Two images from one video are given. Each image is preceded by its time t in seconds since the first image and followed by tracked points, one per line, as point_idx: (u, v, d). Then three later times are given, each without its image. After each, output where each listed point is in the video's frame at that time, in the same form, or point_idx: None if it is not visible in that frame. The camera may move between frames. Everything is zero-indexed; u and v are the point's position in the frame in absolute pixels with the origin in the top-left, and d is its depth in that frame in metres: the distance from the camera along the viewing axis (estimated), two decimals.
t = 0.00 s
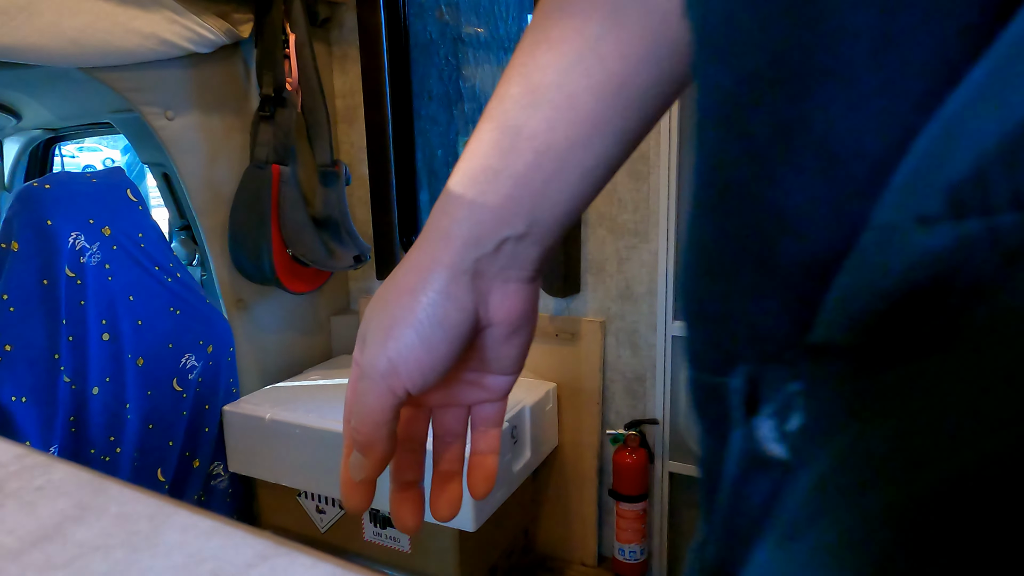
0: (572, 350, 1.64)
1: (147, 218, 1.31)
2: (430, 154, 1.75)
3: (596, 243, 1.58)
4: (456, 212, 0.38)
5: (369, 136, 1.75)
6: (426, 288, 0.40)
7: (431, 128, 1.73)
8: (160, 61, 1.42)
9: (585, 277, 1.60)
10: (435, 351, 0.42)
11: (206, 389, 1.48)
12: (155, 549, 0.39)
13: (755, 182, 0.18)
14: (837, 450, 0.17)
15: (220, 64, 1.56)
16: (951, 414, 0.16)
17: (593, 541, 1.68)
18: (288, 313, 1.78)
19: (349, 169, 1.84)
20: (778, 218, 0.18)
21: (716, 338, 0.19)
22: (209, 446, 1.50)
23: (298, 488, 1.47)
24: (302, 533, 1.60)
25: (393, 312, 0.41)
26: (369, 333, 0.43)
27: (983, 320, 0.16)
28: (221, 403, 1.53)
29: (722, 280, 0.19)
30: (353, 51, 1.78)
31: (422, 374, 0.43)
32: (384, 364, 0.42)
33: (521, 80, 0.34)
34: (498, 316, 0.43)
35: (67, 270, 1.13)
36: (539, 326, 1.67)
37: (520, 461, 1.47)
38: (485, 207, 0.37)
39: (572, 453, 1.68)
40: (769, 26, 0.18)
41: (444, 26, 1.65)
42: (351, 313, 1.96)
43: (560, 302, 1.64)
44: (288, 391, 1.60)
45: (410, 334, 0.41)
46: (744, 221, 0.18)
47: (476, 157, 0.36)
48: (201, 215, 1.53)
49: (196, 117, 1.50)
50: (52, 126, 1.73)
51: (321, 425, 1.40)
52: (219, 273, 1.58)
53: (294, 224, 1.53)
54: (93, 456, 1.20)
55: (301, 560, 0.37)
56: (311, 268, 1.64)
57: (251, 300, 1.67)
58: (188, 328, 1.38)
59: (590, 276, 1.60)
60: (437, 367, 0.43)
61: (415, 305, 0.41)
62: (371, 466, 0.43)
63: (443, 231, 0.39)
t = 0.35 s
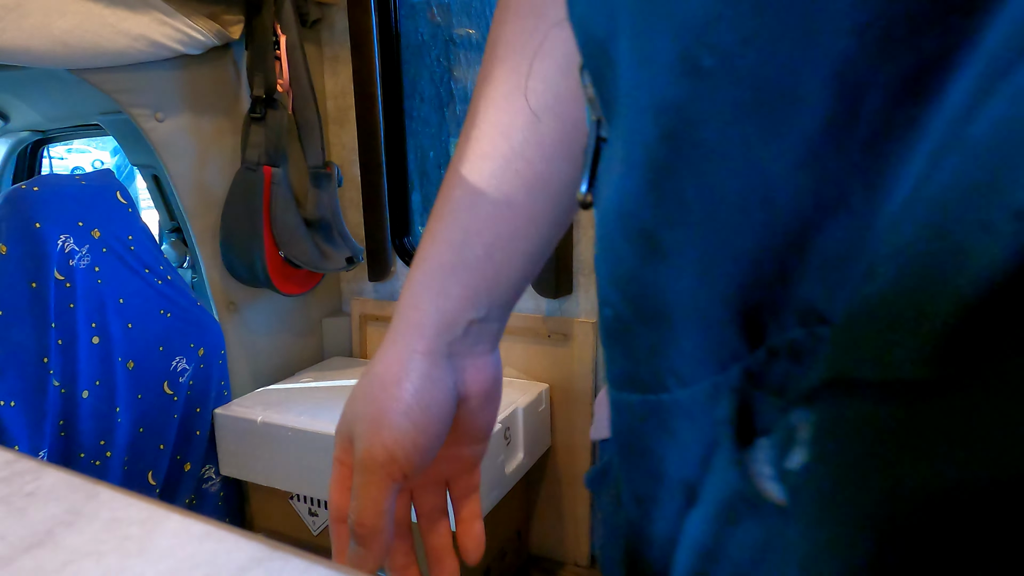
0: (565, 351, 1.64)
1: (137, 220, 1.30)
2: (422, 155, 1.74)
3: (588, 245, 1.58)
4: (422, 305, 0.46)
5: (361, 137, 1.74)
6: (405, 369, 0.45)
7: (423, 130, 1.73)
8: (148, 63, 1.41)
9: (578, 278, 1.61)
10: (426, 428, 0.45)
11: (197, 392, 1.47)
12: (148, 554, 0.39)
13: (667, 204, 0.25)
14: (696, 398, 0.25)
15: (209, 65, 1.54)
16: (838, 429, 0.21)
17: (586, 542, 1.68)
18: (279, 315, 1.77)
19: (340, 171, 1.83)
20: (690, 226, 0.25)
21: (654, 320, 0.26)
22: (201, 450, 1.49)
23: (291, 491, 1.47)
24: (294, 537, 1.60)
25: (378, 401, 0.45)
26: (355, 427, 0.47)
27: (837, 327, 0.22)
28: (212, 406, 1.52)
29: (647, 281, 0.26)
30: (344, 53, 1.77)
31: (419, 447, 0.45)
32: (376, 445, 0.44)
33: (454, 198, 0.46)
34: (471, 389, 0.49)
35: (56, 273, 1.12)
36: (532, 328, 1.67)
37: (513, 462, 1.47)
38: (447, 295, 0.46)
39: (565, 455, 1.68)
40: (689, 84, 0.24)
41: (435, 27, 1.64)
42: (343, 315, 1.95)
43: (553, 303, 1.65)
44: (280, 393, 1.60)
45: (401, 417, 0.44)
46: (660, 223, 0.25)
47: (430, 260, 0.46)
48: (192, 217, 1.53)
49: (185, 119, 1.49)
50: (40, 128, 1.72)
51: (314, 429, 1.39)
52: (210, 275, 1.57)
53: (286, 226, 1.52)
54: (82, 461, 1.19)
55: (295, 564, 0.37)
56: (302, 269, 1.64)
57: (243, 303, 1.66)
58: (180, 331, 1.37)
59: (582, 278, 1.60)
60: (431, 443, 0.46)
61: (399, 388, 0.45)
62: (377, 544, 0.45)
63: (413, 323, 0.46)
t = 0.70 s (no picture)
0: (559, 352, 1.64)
1: (128, 221, 1.29)
2: (415, 156, 1.74)
3: (581, 246, 1.58)
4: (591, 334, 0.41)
5: (353, 139, 1.74)
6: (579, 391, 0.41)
7: (415, 131, 1.73)
8: (140, 64, 1.40)
9: (571, 279, 1.61)
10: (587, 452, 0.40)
11: (189, 395, 1.46)
12: (139, 559, 0.38)
13: (783, 182, 0.28)
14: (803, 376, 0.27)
15: (201, 66, 1.54)
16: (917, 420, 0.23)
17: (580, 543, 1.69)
18: (272, 317, 1.77)
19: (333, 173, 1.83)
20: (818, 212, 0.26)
21: (784, 296, 0.27)
22: (193, 453, 1.48)
23: (284, 494, 1.47)
24: (287, 539, 1.59)
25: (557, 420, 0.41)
26: (527, 446, 0.43)
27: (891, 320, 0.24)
28: (204, 409, 1.51)
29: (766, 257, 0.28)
30: (336, 54, 1.77)
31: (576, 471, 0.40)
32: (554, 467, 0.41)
33: (641, 218, 0.39)
34: (640, 412, 0.39)
35: (46, 275, 1.11)
36: (526, 329, 1.67)
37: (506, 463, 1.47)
38: (622, 317, 0.40)
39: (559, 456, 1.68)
40: (783, 75, 0.28)
41: (427, 28, 1.64)
42: (335, 317, 1.95)
43: (546, 305, 1.65)
44: (273, 395, 1.59)
45: (574, 433, 0.41)
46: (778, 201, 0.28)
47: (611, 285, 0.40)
48: (184, 219, 1.52)
49: (176, 120, 1.49)
50: (30, 129, 1.71)
51: (307, 431, 1.39)
52: (202, 277, 1.56)
53: (278, 226, 1.52)
54: (72, 464, 1.18)
55: (288, 567, 0.37)
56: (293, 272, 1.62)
57: (235, 305, 1.65)
58: (172, 333, 1.36)
59: (575, 279, 1.61)
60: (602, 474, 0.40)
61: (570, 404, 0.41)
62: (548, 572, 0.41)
63: (586, 346, 0.41)
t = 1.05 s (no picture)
0: (555, 352, 1.64)
1: (122, 223, 1.28)
2: (411, 157, 1.74)
3: (577, 246, 1.58)
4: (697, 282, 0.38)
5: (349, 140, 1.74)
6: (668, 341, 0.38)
7: (411, 131, 1.72)
8: (133, 64, 1.40)
9: (567, 279, 1.61)
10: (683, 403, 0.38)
11: (184, 396, 1.45)
12: (134, 561, 0.38)
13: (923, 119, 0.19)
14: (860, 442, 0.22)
15: (195, 66, 1.53)
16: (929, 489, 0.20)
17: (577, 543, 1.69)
18: (268, 319, 1.76)
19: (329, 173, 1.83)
20: (968, 162, 0.19)
21: (913, 231, 0.19)
22: (188, 454, 1.48)
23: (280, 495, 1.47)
24: (283, 541, 1.58)
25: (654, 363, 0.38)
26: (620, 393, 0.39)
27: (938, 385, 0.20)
28: (200, 410, 1.50)
29: (893, 194, 0.20)
30: (331, 54, 1.77)
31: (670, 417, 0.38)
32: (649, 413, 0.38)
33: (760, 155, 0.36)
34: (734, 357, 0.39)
35: (40, 277, 1.11)
36: (522, 329, 1.67)
37: (503, 464, 1.48)
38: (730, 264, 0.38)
39: (555, 456, 1.68)
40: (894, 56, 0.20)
41: (422, 28, 1.64)
42: (331, 318, 1.95)
43: (542, 305, 1.65)
44: (269, 397, 1.59)
45: (679, 374, 0.38)
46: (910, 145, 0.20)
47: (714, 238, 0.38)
48: (179, 220, 1.51)
49: (170, 120, 1.48)
50: (23, 130, 1.70)
51: (303, 432, 1.38)
52: (197, 278, 1.56)
53: (273, 226, 1.52)
54: (67, 466, 1.18)
55: (284, 568, 0.37)
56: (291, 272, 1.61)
57: (230, 306, 1.65)
58: (166, 335, 1.36)
59: (571, 279, 1.61)
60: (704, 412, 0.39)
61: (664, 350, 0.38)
62: (653, 511, 0.37)
63: (690, 289, 0.39)
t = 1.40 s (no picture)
0: (553, 353, 1.64)
1: (120, 223, 1.28)
2: (409, 157, 1.74)
3: (575, 246, 1.58)
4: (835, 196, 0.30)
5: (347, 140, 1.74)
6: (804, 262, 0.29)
7: (409, 131, 1.72)
8: (130, 65, 1.40)
9: (565, 279, 1.61)
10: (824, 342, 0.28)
11: (182, 397, 1.45)
12: (132, 563, 0.38)
13: None
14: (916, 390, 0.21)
15: (192, 66, 1.53)
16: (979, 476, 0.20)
17: (576, 542, 1.69)
18: (266, 319, 1.76)
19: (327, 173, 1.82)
20: None
21: None
22: (186, 455, 1.48)
23: (279, 496, 1.46)
24: (281, 542, 1.58)
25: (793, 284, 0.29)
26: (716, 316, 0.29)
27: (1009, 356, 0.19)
28: (198, 411, 1.49)
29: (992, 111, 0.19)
30: (329, 55, 1.77)
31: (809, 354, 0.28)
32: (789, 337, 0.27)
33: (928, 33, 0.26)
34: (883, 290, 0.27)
35: (37, 278, 1.10)
36: (521, 330, 1.67)
37: (501, 464, 1.48)
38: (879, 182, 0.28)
39: (554, 456, 1.68)
40: None
41: (420, 28, 1.64)
42: (329, 318, 1.94)
43: (540, 305, 1.65)
44: (267, 397, 1.59)
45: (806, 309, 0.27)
46: None
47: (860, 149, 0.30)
48: (176, 220, 1.51)
49: (167, 121, 1.48)
50: (21, 131, 1.70)
51: (301, 433, 1.38)
52: (195, 279, 1.56)
53: (271, 227, 1.51)
54: (64, 467, 1.18)
55: (283, 568, 0.37)
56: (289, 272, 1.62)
57: (228, 307, 1.65)
58: (164, 336, 1.35)
59: (569, 279, 1.61)
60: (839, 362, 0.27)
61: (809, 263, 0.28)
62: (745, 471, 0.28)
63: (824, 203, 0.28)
